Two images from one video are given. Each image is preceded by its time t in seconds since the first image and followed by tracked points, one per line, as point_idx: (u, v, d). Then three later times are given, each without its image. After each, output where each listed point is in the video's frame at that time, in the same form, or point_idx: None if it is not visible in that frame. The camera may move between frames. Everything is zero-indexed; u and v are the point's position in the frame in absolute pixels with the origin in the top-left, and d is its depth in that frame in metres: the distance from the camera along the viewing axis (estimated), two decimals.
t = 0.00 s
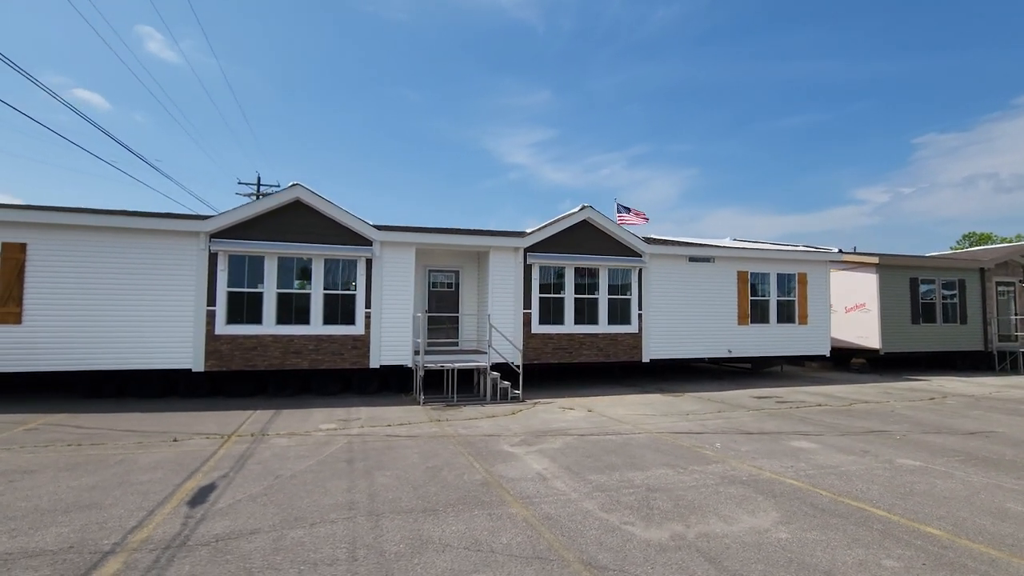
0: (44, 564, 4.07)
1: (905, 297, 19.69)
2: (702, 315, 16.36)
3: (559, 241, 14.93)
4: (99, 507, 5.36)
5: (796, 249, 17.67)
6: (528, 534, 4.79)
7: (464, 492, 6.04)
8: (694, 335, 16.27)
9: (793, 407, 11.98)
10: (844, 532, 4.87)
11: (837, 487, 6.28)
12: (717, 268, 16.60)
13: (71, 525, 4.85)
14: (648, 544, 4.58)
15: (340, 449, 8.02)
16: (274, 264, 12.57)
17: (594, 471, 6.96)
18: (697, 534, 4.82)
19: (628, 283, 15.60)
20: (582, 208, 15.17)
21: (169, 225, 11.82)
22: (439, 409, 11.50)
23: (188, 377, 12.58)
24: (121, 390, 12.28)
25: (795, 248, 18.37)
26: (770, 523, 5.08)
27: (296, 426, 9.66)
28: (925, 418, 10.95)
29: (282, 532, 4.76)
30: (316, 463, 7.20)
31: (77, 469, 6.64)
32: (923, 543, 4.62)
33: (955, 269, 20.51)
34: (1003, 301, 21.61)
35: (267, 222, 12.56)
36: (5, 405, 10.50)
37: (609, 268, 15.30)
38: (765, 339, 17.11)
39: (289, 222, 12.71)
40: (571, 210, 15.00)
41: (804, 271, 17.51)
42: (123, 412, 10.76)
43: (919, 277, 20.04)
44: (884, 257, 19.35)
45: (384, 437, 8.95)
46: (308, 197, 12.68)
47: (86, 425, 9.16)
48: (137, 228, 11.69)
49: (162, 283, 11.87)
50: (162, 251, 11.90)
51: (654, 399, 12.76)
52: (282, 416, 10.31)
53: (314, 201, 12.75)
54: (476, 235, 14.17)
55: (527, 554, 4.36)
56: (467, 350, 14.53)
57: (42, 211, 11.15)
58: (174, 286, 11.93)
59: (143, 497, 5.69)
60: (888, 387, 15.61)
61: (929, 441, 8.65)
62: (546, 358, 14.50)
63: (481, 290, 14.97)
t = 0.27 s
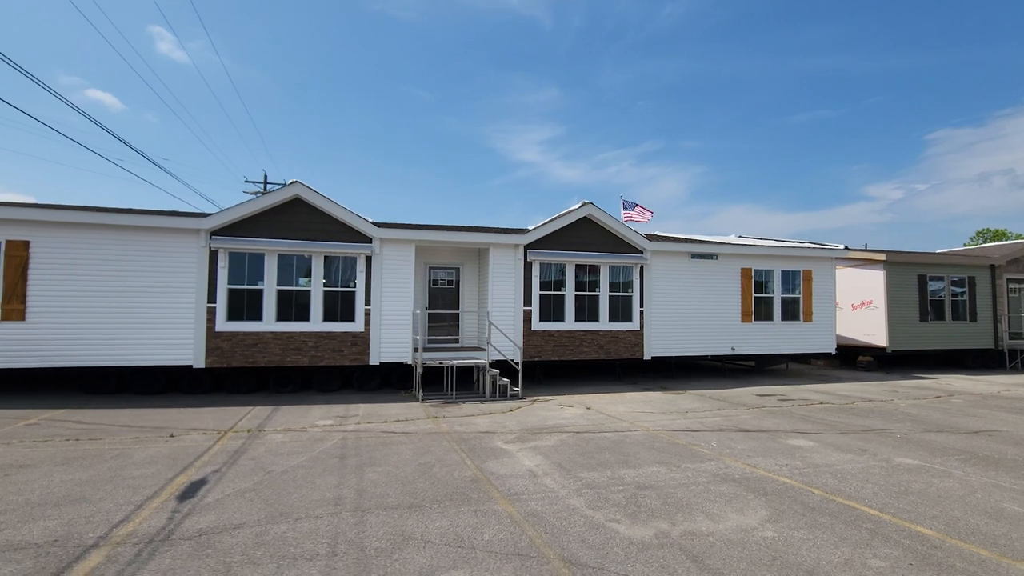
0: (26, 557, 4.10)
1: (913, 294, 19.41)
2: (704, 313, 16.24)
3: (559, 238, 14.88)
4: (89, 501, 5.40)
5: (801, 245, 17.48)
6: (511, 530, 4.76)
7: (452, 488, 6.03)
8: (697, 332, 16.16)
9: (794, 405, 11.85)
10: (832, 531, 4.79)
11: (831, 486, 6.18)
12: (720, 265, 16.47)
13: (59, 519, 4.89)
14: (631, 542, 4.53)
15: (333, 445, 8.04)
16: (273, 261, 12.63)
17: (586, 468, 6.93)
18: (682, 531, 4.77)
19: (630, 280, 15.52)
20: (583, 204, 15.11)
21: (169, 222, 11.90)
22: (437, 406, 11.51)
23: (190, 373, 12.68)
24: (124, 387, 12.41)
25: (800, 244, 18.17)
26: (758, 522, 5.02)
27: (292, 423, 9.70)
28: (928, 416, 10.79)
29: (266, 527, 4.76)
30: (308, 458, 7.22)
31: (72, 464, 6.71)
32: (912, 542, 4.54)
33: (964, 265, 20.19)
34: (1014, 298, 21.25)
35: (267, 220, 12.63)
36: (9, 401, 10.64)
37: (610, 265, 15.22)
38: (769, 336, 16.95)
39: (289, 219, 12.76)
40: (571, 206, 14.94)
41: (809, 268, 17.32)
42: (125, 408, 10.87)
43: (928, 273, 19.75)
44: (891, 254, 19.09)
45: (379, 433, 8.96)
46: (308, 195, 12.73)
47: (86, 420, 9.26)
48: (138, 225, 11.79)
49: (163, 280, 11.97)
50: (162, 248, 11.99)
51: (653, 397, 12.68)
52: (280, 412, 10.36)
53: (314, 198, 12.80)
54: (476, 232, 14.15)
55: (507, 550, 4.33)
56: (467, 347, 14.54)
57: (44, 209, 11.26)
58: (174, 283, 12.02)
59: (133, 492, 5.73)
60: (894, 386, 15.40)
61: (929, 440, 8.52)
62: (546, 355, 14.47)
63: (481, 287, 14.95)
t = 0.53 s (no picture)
0: (6, 552, 4.13)
1: (920, 291, 19.14)
2: (706, 310, 16.11)
3: (559, 235, 14.82)
4: (76, 496, 5.44)
5: (805, 242, 17.30)
6: (492, 528, 4.74)
7: (439, 486, 6.02)
8: (698, 330, 16.04)
9: (794, 404, 11.73)
10: (817, 531, 4.73)
11: (823, 485, 6.10)
12: (722, 262, 16.33)
13: (44, 514, 4.93)
14: (611, 541, 4.49)
15: (326, 442, 8.06)
16: (272, 258, 12.69)
17: (576, 466, 6.89)
18: (665, 531, 4.72)
19: (630, 277, 15.44)
20: (583, 201, 15.06)
21: (169, 220, 11.99)
22: (434, 403, 11.52)
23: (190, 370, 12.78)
24: (125, 383, 12.53)
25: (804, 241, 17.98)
26: (743, 521, 4.96)
27: (288, 419, 9.74)
28: (931, 415, 10.63)
29: (247, 524, 4.77)
30: (299, 455, 7.23)
31: (65, 460, 6.77)
32: (898, 543, 4.46)
33: (973, 262, 19.88)
34: None
35: (266, 217, 12.68)
36: (12, 397, 10.78)
37: (610, 262, 15.15)
38: (772, 334, 16.79)
39: (287, 217, 12.81)
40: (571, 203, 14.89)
41: (812, 265, 17.13)
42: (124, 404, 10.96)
43: (936, 270, 19.47)
44: (898, 251, 18.84)
45: (373, 430, 8.98)
46: (306, 192, 12.77)
47: (84, 416, 9.36)
48: (139, 223, 11.89)
49: (163, 278, 12.06)
50: (162, 246, 12.08)
51: (652, 395, 12.60)
52: (277, 409, 10.40)
53: (313, 196, 12.85)
54: (475, 230, 14.13)
55: (485, 549, 4.30)
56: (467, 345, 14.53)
57: (47, 207, 11.39)
58: (175, 280, 12.12)
59: (122, 488, 5.78)
60: (899, 384, 15.20)
61: (929, 439, 8.39)
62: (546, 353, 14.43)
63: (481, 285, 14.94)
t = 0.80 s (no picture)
0: None
1: (926, 289, 18.91)
2: (707, 309, 16.00)
3: (558, 233, 14.78)
4: (64, 493, 5.48)
5: (808, 240, 17.13)
6: (472, 527, 4.73)
7: (425, 484, 6.02)
8: (699, 328, 15.95)
9: (793, 403, 11.63)
10: (800, 532, 4.68)
11: (813, 485, 6.03)
12: (723, 260, 16.21)
13: (31, 510, 4.97)
14: (591, 541, 4.47)
15: (318, 440, 8.09)
16: (271, 257, 12.75)
17: (565, 465, 6.87)
18: (646, 531, 4.69)
19: (630, 275, 15.38)
20: (582, 199, 15.00)
21: (168, 219, 12.08)
22: (431, 401, 11.53)
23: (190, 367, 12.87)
24: (127, 381, 12.65)
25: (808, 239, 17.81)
26: (726, 522, 4.92)
27: (284, 417, 9.79)
28: (932, 414, 10.49)
29: (229, 522, 4.79)
30: (289, 453, 7.26)
31: (59, 456, 6.84)
32: (881, 545, 4.40)
33: (981, 259, 19.61)
34: None
35: (265, 216, 12.74)
36: (14, 394, 10.91)
37: (609, 260, 15.09)
38: (774, 332, 16.65)
39: (286, 215, 12.86)
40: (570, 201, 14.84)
41: (815, 263, 16.97)
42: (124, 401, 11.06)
43: (942, 268, 19.22)
44: (903, 248, 18.61)
45: (367, 428, 9.00)
46: (304, 191, 12.82)
47: (83, 413, 9.45)
48: (139, 223, 11.99)
49: (163, 276, 12.16)
50: (162, 245, 12.18)
51: (651, 394, 12.54)
52: (273, 407, 10.46)
53: (311, 194, 12.89)
54: (473, 228, 14.12)
55: (463, 548, 4.29)
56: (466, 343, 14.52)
57: (49, 207, 11.51)
58: (175, 278, 12.21)
59: (110, 484, 5.82)
60: (903, 383, 15.01)
61: (926, 439, 8.28)
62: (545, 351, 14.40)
63: (480, 283, 14.93)
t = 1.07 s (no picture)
0: None
1: (931, 287, 18.69)
2: (707, 306, 15.92)
3: (556, 230, 14.76)
4: (54, 487, 5.56)
5: (810, 237, 17.00)
6: (451, 523, 4.74)
7: (412, 479, 6.04)
8: (699, 326, 15.87)
9: (791, 401, 11.55)
10: (781, 529, 4.65)
11: (800, 483, 5.99)
12: (724, 257, 16.11)
13: (19, 503, 5.05)
14: (569, 536, 4.47)
15: (311, 436, 8.14)
16: (270, 255, 12.84)
17: (553, 461, 6.87)
18: (626, 527, 4.69)
19: (629, 273, 15.34)
20: (581, 196, 14.98)
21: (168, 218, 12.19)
22: (427, 398, 11.57)
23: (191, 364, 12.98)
24: (128, 377, 12.79)
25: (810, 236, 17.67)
26: (707, 518, 4.90)
27: (279, 413, 9.87)
28: (931, 413, 10.38)
29: (211, 515, 4.83)
30: (280, 448, 7.31)
31: (53, 451, 6.93)
32: (861, 542, 4.36)
33: (987, 256, 19.35)
34: None
35: (263, 214, 12.83)
36: (17, 390, 11.07)
37: (608, 258, 15.05)
38: (775, 330, 16.53)
39: (285, 213, 12.94)
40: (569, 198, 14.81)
41: (818, 260, 16.83)
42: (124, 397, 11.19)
43: (948, 265, 18.99)
44: (908, 245, 18.41)
45: (361, 425, 9.05)
46: (302, 189, 12.89)
47: (82, 409, 9.57)
48: (139, 221, 12.12)
49: (163, 274, 12.28)
50: (162, 243, 12.30)
51: (648, 391, 12.51)
52: (270, 403, 10.53)
53: (309, 192, 12.96)
54: (471, 225, 14.12)
55: (440, 543, 4.31)
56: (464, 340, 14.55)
57: (51, 206, 11.66)
58: (175, 276, 12.33)
59: (100, 478, 5.90)
60: (906, 381, 14.86)
61: (921, 437, 8.20)
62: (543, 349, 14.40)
63: (479, 281, 14.94)
